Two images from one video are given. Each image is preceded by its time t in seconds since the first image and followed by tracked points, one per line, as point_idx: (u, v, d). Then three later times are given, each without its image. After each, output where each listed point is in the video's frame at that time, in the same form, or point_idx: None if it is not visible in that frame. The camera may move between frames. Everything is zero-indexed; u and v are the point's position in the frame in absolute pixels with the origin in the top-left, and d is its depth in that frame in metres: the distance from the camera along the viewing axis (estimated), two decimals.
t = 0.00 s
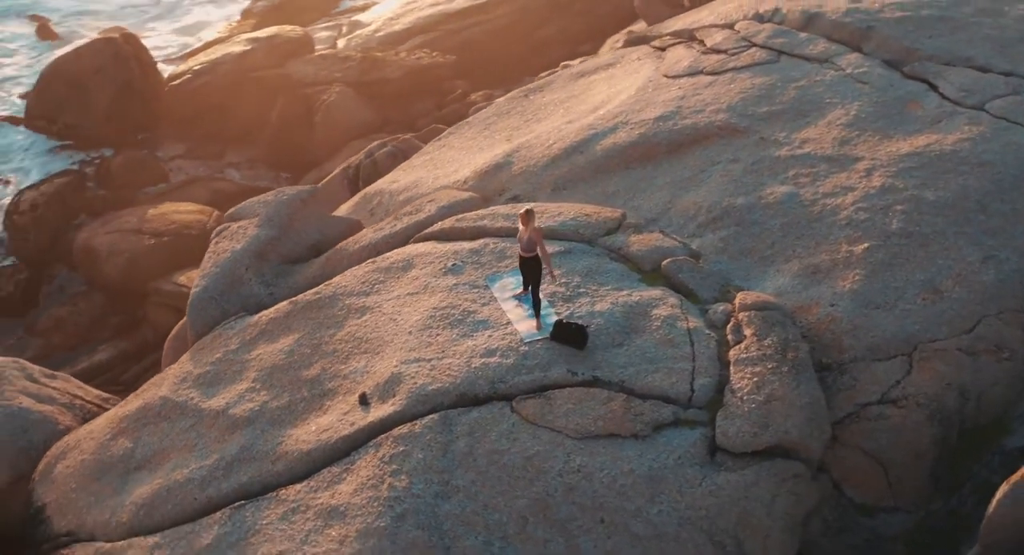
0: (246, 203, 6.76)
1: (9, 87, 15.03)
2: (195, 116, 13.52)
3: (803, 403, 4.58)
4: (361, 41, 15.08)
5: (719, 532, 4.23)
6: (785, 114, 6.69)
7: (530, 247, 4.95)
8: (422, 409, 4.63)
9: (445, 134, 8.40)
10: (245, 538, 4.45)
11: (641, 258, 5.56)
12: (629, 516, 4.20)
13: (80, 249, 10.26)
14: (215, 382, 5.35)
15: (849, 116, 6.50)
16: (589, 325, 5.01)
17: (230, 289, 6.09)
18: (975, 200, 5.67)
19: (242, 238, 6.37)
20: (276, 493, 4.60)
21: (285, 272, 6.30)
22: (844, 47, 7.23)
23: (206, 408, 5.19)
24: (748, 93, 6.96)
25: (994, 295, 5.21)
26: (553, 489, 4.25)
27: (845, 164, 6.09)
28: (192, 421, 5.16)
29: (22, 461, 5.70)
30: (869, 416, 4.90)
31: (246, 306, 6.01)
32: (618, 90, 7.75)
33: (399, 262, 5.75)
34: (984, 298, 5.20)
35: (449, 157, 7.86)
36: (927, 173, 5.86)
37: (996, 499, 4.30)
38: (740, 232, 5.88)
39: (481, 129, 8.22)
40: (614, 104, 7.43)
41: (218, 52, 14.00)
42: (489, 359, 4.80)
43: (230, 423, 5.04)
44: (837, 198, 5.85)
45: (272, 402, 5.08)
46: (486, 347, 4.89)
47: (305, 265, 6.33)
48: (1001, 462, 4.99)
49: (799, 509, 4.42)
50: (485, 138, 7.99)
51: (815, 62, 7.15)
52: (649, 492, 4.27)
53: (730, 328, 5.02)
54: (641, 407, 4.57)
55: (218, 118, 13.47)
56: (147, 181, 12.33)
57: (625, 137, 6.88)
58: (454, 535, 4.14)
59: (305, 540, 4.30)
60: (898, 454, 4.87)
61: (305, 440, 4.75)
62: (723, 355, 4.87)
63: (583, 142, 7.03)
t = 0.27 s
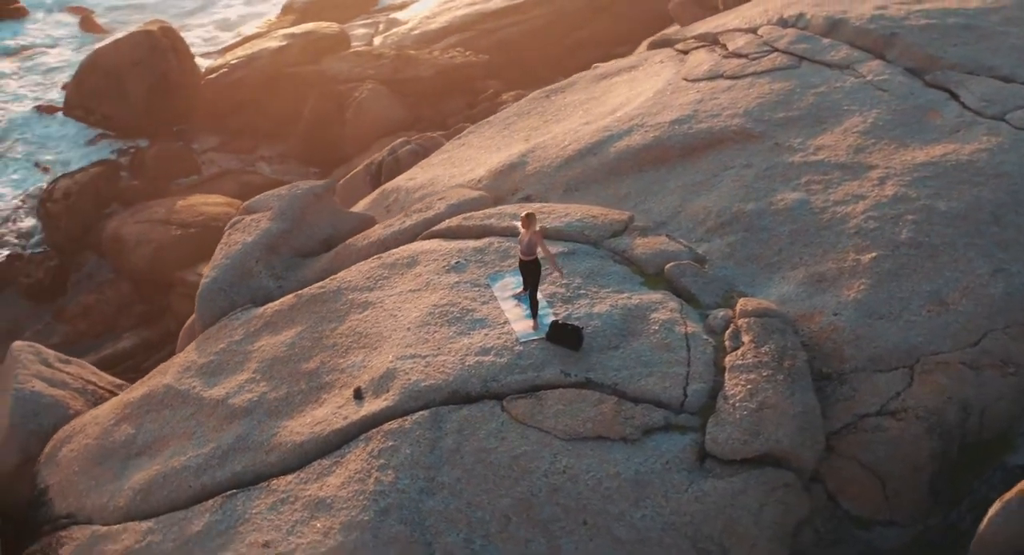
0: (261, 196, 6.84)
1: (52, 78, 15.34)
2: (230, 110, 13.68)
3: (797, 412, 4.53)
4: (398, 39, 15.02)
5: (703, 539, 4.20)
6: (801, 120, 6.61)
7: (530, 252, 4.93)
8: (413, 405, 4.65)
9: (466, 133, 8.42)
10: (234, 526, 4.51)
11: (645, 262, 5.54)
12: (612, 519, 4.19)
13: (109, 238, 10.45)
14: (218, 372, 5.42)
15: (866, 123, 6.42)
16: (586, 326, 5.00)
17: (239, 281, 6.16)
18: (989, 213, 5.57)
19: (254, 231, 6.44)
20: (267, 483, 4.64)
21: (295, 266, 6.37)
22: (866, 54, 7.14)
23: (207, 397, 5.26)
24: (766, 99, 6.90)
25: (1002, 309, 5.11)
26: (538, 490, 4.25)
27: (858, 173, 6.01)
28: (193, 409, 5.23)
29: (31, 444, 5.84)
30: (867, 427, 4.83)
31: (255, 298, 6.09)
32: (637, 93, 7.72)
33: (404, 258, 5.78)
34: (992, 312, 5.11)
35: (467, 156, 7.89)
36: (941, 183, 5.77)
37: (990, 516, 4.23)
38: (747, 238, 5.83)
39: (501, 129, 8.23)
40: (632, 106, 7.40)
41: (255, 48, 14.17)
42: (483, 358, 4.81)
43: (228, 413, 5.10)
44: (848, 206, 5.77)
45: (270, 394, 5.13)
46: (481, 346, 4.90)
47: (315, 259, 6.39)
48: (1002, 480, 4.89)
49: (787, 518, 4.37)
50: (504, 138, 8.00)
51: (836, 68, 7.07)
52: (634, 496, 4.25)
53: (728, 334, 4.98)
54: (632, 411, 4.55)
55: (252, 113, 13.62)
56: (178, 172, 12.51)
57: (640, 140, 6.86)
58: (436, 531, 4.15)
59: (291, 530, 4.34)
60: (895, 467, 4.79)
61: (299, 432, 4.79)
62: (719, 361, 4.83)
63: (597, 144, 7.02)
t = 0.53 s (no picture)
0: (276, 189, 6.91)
1: (95, 69, 15.62)
2: (264, 104, 13.84)
3: (789, 421, 4.49)
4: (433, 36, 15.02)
5: (686, 545, 4.18)
6: (818, 126, 6.54)
7: (529, 256, 4.88)
8: (405, 400, 4.68)
9: (486, 132, 8.44)
10: (224, 514, 4.57)
11: (648, 265, 5.52)
12: (595, 522, 4.18)
13: (138, 228, 10.63)
14: (221, 362, 5.50)
15: (883, 131, 6.32)
16: (583, 328, 5.00)
17: (249, 273, 6.24)
18: (1002, 226, 5.47)
19: (267, 223, 6.51)
20: (259, 473, 4.70)
21: (305, 260, 6.43)
22: (889, 61, 7.03)
23: (208, 386, 5.33)
24: (784, 104, 6.83)
25: (1009, 323, 5.02)
26: (522, 489, 4.26)
27: (871, 180, 5.93)
28: (194, 398, 5.31)
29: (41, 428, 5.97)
30: (863, 438, 4.77)
31: (264, 290, 6.16)
32: (657, 95, 7.68)
33: (409, 255, 5.81)
34: (998, 326, 5.01)
35: (485, 155, 7.91)
36: (954, 193, 5.67)
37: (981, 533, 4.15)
38: (755, 244, 5.77)
39: (521, 129, 8.23)
40: (650, 109, 7.37)
41: (291, 43, 14.32)
42: (477, 356, 4.82)
43: (227, 403, 5.17)
44: (858, 214, 5.70)
45: (269, 385, 5.19)
46: (477, 344, 4.91)
47: (325, 254, 6.45)
48: (1002, 497, 4.80)
49: (774, 527, 4.33)
50: (523, 137, 8.01)
51: (857, 74, 6.98)
52: (618, 499, 4.24)
53: (725, 340, 4.95)
54: (622, 414, 4.53)
55: (286, 108, 13.75)
56: (210, 164, 12.68)
57: (654, 143, 6.83)
58: (418, 527, 4.18)
59: (278, 520, 4.39)
60: (891, 480, 4.73)
61: (293, 424, 4.84)
62: (714, 367, 4.80)
63: (612, 146, 7.00)
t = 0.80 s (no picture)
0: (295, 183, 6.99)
1: (143, 59, 15.92)
2: (303, 98, 14.00)
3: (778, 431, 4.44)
4: (473, 35, 15.04)
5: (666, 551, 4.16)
6: (837, 134, 6.45)
7: (528, 256, 4.85)
8: (396, 395, 4.71)
9: (510, 131, 8.46)
10: (214, 500, 4.65)
11: (652, 269, 5.49)
12: (574, 524, 4.18)
13: (172, 217, 10.83)
14: (226, 351, 5.58)
15: (903, 141, 6.21)
16: (580, 329, 4.99)
17: (261, 264, 6.32)
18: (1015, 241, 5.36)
19: (281, 215, 6.60)
20: (251, 461, 4.77)
21: (318, 253, 6.50)
22: (915, 69, 6.91)
23: (211, 374, 5.42)
24: (804, 111, 6.74)
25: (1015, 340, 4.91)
26: (504, 488, 4.27)
27: (885, 190, 5.84)
28: (197, 385, 5.40)
29: (54, 409, 6.10)
30: (857, 451, 4.70)
31: (274, 282, 6.24)
32: (680, 99, 7.63)
33: (416, 252, 5.85)
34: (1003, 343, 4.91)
35: (506, 154, 7.92)
36: (969, 206, 5.56)
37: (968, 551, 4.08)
38: (763, 251, 5.72)
39: (544, 129, 8.23)
40: (671, 113, 7.33)
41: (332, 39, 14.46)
42: (471, 353, 4.84)
43: (228, 391, 5.25)
44: (869, 224, 5.61)
45: (269, 375, 5.26)
46: (472, 342, 4.93)
47: (337, 248, 6.52)
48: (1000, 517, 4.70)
49: (758, 537, 4.29)
50: (545, 137, 8.01)
51: (881, 83, 6.87)
52: (600, 502, 4.23)
53: (722, 346, 4.91)
54: (610, 417, 4.52)
55: (324, 103, 13.89)
56: (247, 157, 12.85)
57: (671, 147, 6.79)
58: (399, 521, 4.21)
59: (264, 508, 4.45)
60: (884, 495, 4.66)
61: (288, 414, 4.90)
62: (708, 373, 4.76)
63: (629, 149, 6.97)
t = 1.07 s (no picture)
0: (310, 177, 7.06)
1: (183, 53, 16.15)
2: (336, 95, 14.12)
3: (768, 438, 4.40)
4: (507, 34, 15.03)
5: None
6: (852, 142, 6.37)
7: (525, 256, 4.86)
8: (390, 390, 4.74)
9: (531, 132, 8.46)
10: (207, 488, 4.72)
11: (655, 274, 5.47)
12: (557, 524, 4.18)
13: (201, 209, 10.99)
14: (231, 342, 5.66)
15: (919, 149, 6.12)
16: (577, 331, 4.99)
17: (272, 257, 6.39)
18: None
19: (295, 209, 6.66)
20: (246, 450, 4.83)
21: (329, 248, 6.57)
22: (937, 78, 6.81)
23: (214, 364, 5.50)
24: (822, 117, 6.67)
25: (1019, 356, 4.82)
26: (489, 486, 4.28)
27: (897, 199, 5.75)
28: (200, 374, 5.48)
29: (66, 393, 6.21)
30: (852, 462, 4.64)
31: (284, 276, 6.31)
32: (699, 103, 7.59)
33: (422, 249, 5.89)
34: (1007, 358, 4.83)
35: (524, 154, 7.93)
36: (981, 217, 5.46)
37: None
38: (769, 257, 5.67)
39: (564, 130, 8.23)
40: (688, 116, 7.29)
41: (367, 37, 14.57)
42: (466, 351, 4.86)
43: (229, 381, 5.32)
44: (878, 233, 5.54)
45: (270, 367, 5.32)
46: (468, 339, 4.94)
47: (348, 243, 6.57)
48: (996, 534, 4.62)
49: (743, 545, 4.26)
50: (564, 138, 8.01)
51: (902, 91, 6.78)
52: (583, 503, 4.22)
53: (719, 351, 4.87)
54: (600, 419, 4.51)
55: (357, 100, 13.99)
56: (278, 151, 12.99)
57: (685, 151, 6.76)
58: (383, 515, 4.25)
59: (254, 497, 4.51)
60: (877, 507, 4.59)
61: (285, 405, 4.96)
62: (703, 378, 4.73)
63: (644, 151, 6.95)
